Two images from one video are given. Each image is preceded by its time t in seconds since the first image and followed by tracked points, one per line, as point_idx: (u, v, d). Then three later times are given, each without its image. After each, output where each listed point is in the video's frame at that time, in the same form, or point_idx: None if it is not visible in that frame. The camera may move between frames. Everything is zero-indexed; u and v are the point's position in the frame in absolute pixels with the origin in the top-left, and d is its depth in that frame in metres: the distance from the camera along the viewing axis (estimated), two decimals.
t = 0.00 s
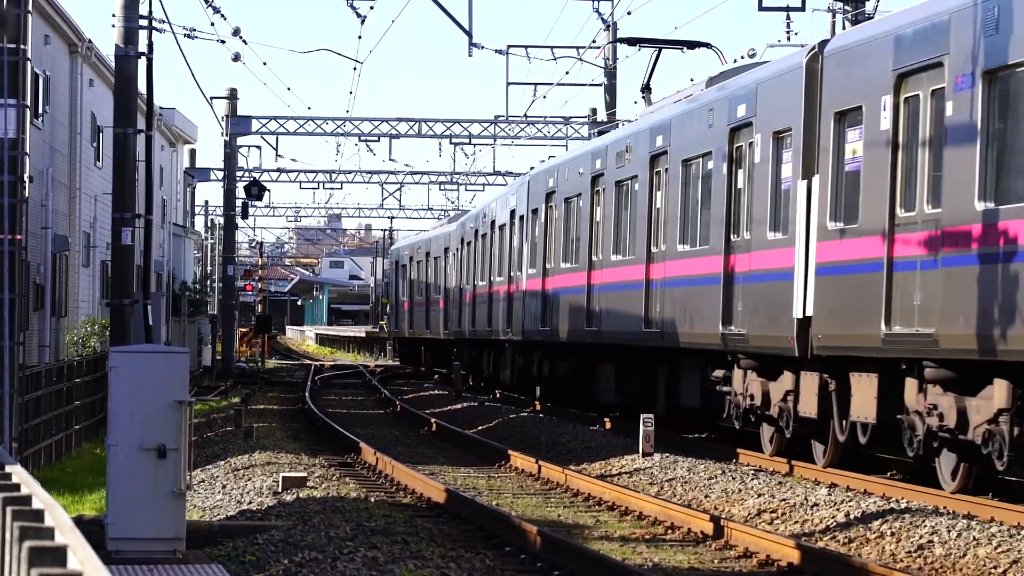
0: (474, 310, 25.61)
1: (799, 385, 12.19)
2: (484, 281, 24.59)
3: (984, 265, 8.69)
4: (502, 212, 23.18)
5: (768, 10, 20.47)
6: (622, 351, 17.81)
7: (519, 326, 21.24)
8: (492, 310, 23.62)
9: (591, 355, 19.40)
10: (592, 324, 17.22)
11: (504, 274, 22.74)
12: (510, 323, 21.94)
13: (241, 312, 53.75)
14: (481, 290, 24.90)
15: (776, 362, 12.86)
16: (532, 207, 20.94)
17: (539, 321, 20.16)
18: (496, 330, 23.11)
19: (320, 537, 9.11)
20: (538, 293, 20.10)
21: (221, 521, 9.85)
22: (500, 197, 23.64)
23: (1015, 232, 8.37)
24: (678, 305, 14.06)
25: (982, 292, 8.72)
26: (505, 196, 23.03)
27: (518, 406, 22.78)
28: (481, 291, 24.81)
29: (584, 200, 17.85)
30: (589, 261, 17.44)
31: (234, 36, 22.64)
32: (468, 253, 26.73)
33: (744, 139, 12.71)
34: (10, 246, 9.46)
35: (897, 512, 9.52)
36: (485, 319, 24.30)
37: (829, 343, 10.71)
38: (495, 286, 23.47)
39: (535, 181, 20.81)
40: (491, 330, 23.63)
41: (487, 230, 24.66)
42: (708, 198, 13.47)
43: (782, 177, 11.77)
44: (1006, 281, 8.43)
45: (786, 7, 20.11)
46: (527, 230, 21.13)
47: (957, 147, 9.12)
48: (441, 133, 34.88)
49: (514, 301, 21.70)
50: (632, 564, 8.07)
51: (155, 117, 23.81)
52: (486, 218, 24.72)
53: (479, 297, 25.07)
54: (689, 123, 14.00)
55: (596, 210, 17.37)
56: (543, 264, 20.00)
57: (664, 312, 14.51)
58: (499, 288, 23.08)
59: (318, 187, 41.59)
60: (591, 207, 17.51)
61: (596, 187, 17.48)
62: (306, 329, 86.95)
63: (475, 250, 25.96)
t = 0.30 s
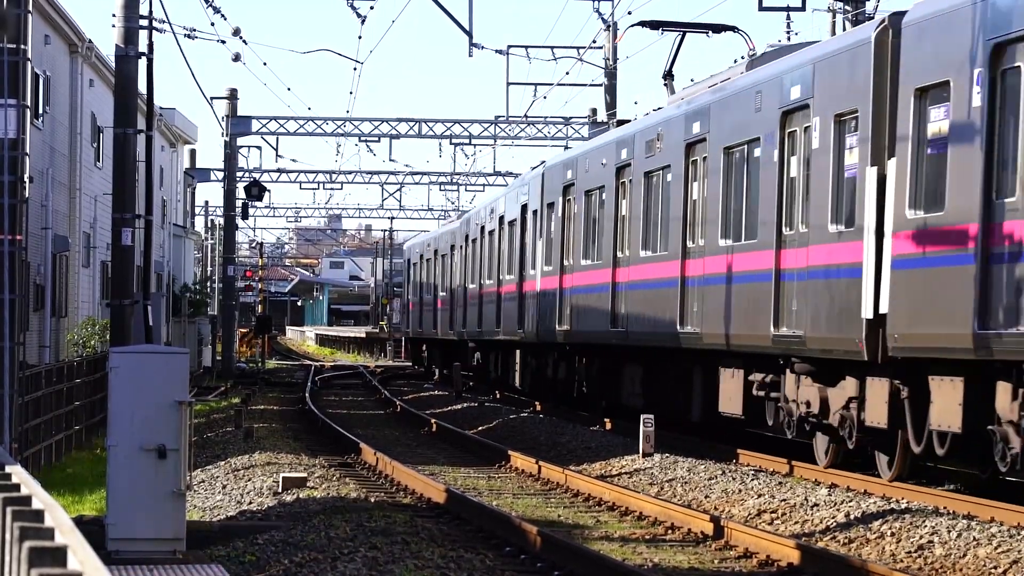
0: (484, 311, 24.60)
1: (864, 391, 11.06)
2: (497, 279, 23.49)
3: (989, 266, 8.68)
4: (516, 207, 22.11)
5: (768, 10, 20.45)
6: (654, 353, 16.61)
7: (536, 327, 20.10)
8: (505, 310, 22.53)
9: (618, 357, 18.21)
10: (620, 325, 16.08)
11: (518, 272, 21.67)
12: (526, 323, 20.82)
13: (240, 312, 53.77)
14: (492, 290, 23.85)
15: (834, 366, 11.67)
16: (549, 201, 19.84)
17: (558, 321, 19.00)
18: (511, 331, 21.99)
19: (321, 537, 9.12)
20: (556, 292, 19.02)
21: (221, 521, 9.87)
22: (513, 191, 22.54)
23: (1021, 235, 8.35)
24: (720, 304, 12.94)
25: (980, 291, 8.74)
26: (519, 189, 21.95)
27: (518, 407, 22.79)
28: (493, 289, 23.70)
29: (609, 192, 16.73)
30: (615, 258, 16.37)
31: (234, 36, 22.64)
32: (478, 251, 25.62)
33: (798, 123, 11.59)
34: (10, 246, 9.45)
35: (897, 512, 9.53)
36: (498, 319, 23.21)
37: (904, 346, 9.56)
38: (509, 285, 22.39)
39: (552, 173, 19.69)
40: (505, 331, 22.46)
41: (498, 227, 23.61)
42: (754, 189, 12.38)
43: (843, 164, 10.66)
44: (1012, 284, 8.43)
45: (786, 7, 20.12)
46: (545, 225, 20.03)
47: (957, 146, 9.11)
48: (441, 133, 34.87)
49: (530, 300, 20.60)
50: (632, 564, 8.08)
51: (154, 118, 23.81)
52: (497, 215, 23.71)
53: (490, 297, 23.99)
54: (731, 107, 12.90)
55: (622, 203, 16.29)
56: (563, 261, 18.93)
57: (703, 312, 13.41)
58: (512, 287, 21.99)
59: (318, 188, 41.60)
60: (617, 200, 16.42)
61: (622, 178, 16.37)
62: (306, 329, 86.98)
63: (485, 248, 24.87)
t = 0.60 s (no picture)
0: (494, 308, 23.54)
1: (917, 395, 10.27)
2: (508, 274, 22.46)
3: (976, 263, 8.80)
4: (530, 198, 20.99)
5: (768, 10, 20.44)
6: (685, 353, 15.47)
7: (558, 325, 18.97)
8: (518, 307, 21.42)
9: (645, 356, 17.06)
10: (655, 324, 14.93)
11: (534, 268, 20.57)
12: (544, 320, 19.72)
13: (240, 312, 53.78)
14: (503, 285, 22.76)
15: (908, 370, 10.49)
16: (570, 192, 18.73)
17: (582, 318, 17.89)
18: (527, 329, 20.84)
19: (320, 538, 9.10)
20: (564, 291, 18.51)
21: (221, 521, 9.86)
22: (527, 183, 21.41)
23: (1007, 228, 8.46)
24: (775, 300, 11.73)
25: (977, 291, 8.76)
26: (534, 180, 20.83)
27: (518, 407, 22.77)
28: (506, 285, 22.58)
29: (640, 182, 15.60)
30: (646, 251, 15.26)
31: (234, 36, 22.63)
32: (487, 248, 24.53)
33: (867, 103, 10.46)
34: (10, 246, 9.44)
35: (897, 512, 9.52)
36: (511, 317, 22.08)
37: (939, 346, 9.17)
38: (522, 281, 21.28)
39: (574, 163, 18.56)
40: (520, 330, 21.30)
41: (511, 222, 22.56)
42: (814, 176, 11.25)
43: (898, 154, 9.83)
44: (999, 278, 8.54)
45: (786, 7, 20.11)
46: (565, 218, 18.89)
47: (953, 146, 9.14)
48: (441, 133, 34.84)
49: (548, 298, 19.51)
50: (632, 564, 8.07)
51: (154, 117, 23.81)
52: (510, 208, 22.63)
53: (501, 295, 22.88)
54: (785, 88, 11.78)
55: (655, 194, 15.18)
56: (585, 257, 17.83)
57: (751, 310, 12.27)
58: (528, 284, 20.88)
59: (317, 188, 41.51)
60: (648, 191, 15.31)
61: (654, 167, 15.24)
62: (306, 329, 86.95)
63: (496, 244, 23.79)
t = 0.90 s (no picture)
0: (507, 307, 22.51)
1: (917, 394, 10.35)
2: (523, 270, 21.46)
3: (981, 263, 8.73)
4: (549, 191, 19.92)
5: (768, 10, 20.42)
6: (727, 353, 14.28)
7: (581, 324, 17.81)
8: (536, 305, 20.31)
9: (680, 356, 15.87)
10: (694, 323, 13.74)
11: (553, 264, 19.48)
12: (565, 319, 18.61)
13: (240, 312, 53.80)
14: (518, 282, 21.68)
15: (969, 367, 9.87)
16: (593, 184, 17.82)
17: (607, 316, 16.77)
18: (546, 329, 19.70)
19: (321, 538, 9.10)
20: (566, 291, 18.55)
21: (221, 521, 9.87)
22: (544, 175, 20.35)
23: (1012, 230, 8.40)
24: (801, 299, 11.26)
25: (979, 293, 8.76)
26: (553, 172, 19.75)
27: (518, 406, 22.77)
28: (522, 282, 21.49)
29: (677, 170, 14.48)
30: (682, 245, 14.17)
31: (234, 36, 22.63)
32: (499, 244, 23.49)
33: (956, 77, 9.29)
34: (10, 246, 9.44)
35: (897, 512, 9.52)
36: (526, 315, 20.99)
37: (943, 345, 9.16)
38: (540, 278, 20.18)
39: (601, 151, 17.45)
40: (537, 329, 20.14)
41: (525, 217, 21.54)
42: (886, 159, 10.10)
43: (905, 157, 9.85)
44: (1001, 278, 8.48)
45: (786, 7, 20.10)
46: (591, 210, 17.78)
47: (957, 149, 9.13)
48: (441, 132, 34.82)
49: (569, 295, 18.44)
50: (632, 564, 8.07)
51: (154, 117, 23.80)
52: (524, 202, 21.58)
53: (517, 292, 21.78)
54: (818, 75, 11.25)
55: (695, 183, 14.07)
56: (611, 251, 16.76)
57: (809, 307, 11.12)
58: (546, 281, 19.78)
59: (318, 188, 41.43)
60: (686, 180, 14.21)
61: (694, 154, 14.14)
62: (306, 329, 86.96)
63: (508, 240, 22.75)
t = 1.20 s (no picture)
0: (522, 304, 21.29)
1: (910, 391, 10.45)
2: (540, 265, 20.30)
3: (988, 261, 8.74)
4: (570, 180, 18.75)
5: (768, 9, 20.43)
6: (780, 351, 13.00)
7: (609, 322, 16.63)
8: (557, 303, 19.12)
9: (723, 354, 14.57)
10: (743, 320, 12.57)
11: (576, 259, 18.32)
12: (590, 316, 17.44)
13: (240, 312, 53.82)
14: (535, 278, 20.51)
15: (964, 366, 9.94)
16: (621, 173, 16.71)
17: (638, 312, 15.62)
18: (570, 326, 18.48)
19: (320, 538, 9.10)
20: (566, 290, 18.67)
21: (221, 521, 9.87)
22: (563, 164, 19.20)
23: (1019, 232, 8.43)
24: (801, 297, 11.29)
25: (986, 292, 8.75)
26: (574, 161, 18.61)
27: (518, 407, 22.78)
28: (539, 278, 20.30)
29: (721, 157, 13.35)
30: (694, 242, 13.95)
31: (234, 36, 22.62)
32: (511, 238, 22.35)
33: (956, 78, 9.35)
34: (10, 246, 9.44)
35: (897, 512, 9.52)
36: (545, 312, 19.76)
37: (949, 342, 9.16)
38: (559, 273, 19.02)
39: (630, 138, 16.31)
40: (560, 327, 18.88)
41: (541, 210, 20.40)
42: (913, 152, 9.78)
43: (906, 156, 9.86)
44: (1009, 280, 8.51)
45: (786, 6, 20.11)
46: (620, 201, 16.62)
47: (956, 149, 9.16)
48: (441, 132, 34.81)
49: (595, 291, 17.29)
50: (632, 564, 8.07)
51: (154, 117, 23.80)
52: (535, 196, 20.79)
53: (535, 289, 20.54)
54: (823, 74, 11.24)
55: (740, 171, 12.99)
56: (642, 245, 15.58)
57: (879, 303, 9.99)
58: (567, 277, 18.64)
59: (317, 188, 41.41)
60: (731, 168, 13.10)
61: (740, 140, 13.02)
62: (306, 329, 87.00)
63: (522, 233, 21.59)
